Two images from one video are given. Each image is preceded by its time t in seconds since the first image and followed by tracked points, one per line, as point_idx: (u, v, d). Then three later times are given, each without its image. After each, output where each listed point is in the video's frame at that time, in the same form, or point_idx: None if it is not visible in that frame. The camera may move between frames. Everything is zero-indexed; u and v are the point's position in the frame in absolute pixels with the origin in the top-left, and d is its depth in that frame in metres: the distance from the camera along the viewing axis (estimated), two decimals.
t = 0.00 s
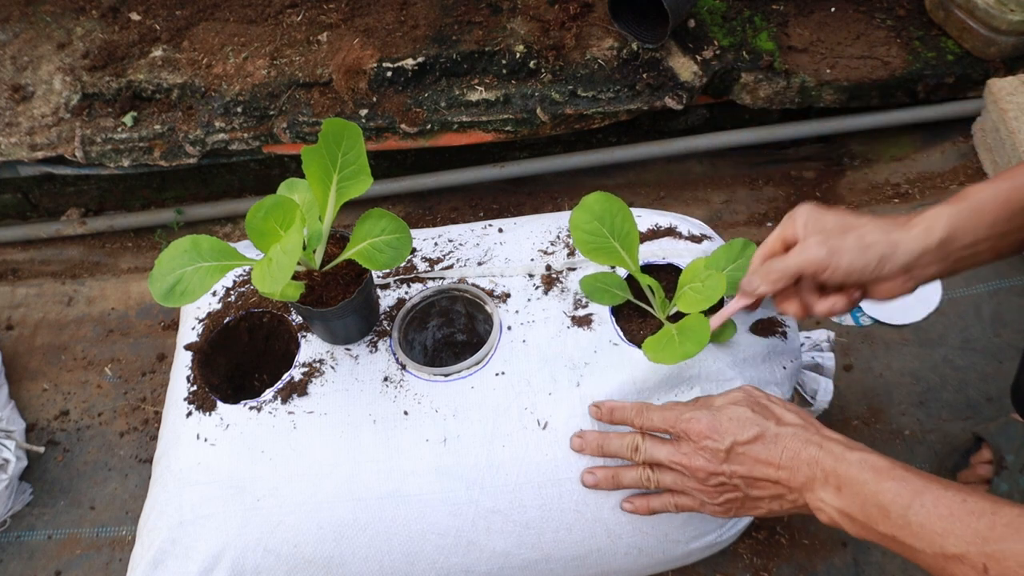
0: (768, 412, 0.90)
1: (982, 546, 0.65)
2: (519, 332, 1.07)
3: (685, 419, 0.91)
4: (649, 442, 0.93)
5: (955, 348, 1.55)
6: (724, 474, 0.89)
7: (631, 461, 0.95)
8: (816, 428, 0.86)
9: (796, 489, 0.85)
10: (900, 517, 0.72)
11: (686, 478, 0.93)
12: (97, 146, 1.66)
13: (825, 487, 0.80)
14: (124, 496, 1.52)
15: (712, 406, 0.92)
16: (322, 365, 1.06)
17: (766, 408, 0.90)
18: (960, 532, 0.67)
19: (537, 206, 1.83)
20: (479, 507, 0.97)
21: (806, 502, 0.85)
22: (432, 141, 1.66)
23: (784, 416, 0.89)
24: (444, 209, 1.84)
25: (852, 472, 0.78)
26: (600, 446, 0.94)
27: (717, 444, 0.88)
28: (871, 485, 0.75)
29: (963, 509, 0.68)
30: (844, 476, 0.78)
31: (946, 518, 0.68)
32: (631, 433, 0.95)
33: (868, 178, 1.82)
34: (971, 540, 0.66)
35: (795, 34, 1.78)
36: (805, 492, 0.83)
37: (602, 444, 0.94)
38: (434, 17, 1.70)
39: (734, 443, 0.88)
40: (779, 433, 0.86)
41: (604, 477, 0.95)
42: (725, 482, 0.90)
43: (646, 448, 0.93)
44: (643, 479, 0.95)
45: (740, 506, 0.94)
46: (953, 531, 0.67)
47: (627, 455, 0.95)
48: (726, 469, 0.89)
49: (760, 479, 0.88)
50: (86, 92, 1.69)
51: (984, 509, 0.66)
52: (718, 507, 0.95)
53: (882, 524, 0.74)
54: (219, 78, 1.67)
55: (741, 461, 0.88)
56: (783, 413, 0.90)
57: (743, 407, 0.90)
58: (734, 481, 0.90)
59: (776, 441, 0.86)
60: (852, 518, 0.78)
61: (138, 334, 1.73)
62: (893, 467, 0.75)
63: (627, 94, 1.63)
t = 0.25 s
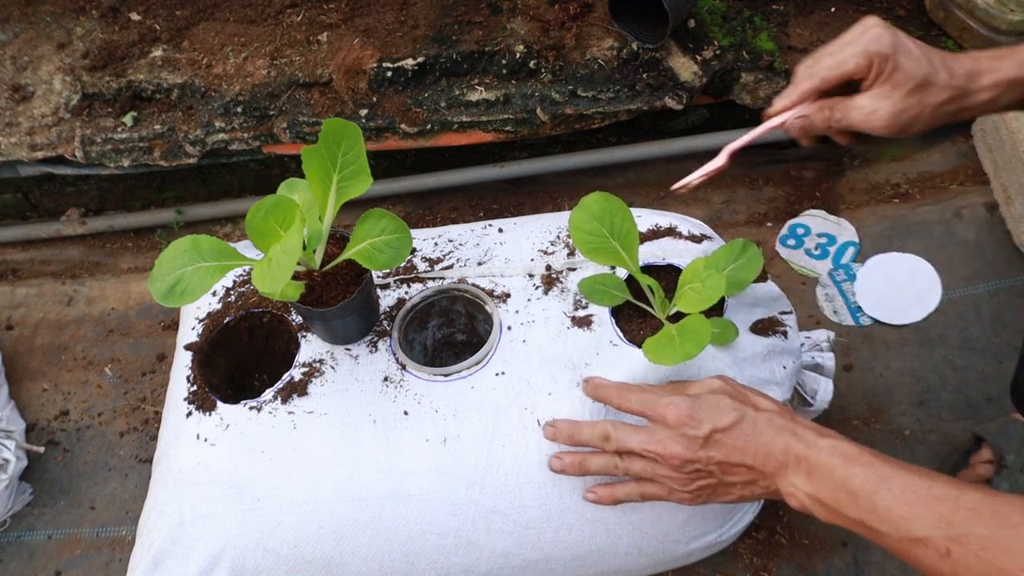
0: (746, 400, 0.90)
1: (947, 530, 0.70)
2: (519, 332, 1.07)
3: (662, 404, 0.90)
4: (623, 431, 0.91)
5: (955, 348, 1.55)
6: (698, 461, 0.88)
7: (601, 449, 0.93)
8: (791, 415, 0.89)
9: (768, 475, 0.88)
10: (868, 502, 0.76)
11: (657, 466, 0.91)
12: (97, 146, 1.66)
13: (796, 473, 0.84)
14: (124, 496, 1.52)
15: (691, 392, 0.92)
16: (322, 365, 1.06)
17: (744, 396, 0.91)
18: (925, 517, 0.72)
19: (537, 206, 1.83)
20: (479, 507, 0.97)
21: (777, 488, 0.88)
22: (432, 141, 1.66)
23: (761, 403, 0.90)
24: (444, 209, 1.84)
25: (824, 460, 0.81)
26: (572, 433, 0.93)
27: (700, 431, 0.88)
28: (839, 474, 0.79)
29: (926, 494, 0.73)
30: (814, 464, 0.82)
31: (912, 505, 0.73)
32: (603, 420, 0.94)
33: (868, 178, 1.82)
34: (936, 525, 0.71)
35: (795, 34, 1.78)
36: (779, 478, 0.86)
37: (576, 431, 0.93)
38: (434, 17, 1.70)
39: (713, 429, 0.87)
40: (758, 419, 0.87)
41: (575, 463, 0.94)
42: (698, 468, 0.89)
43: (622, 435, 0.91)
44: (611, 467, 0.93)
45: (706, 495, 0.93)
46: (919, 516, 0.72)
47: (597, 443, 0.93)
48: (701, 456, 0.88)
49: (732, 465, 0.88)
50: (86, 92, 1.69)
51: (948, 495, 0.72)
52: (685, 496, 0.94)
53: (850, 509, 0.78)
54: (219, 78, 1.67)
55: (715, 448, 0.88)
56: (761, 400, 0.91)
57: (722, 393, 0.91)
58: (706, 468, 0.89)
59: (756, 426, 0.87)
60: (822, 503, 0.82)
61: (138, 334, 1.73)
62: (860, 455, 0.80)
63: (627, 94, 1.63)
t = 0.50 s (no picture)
0: (719, 413, 0.91)
1: (923, 535, 0.67)
2: (519, 332, 1.07)
3: (636, 422, 0.92)
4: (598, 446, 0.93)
5: (955, 348, 1.55)
6: (674, 476, 0.89)
7: (582, 464, 0.95)
8: (764, 427, 0.88)
9: (746, 487, 0.86)
10: (846, 511, 0.74)
11: (638, 480, 0.93)
12: (97, 146, 1.66)
13: (774, 486, 0.83)
14: (124, 496, 1.52)
15: (664, 407, 0.93)
16: (322, 365, 1.06)
17: (718, 410, 0.91)
18: (901, 524, 0.69)
19: (537, 206, 1.83)
20: (479, 507, 0.97)
21: (757, 500, 0.86)
22: (432, 141, 1.66)
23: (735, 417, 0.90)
24: (444, 208, 1.84)
25: (800, 470, 0.80)
26: (551, 448, 0.94)
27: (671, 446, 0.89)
28: (816, 483, 0.78)
29: (903, 500, 0.70)
30: (791, 474, 0.81)
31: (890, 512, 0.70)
32: (581, 436, 0.95)
33: (868, 178, 1.82)
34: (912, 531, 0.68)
35: (795, 35, 1.78)
36: (759, 489, 0.85)
37: (553, 448, 0.94)
38: (434, 17, 1.70)
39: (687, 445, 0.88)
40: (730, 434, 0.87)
41: (556, 478, 0.95)
42: (676, 483, 0.90)
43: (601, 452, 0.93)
44: (595, 481, 0.95)
45: (689, 506, 0.94)
46: (896, 522, 0.69)
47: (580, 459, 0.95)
48: (678, 471, 0.89)
49: (709, 479, 0.89)
50: (86, 92, 1.69)
51: (924, 500, 0.69)
52: (671, 508, 0.94)
53: (829, 518, 0.76)
54: (219, 78, 1.67)
55: (690, 462, 0.89)
56: (734, 414, 0.90)
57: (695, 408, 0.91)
58: (684, 482, 0.90)
59: (727, 441, 0.87)
60: (802, 514, 0.80)
61: (138, 334, 1.73)
62: (839, 464, 0.78)
63: (626, 94, 1.63)
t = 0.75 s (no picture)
0: (717, 415, 0.91)
1: (922, 542, 0.69)
2: (519, 332, 1.07)
3: (636, 420, 0.92)
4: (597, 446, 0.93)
5: (955, 348, 1.55)
6: (671, 477, 0.89)
7: (583, 463, 0.95)
8: (762, 430, 0.88)
9: (742, 490, 0.86)
10: (844, 517, 0.75)
11: (635, 480, 0.93)
12: (97, 146, 1.66)
13: (771, 490, 0.83)
14: (124, 496, 1.52)
15: (664, 407, 0.93)
16: (322, 365, 1.06)
17: (716, 413, 0.91)
18: (901, 531, 0.70)
19: (537, 206, 1.83)
20: (479, 507, 0.97)
21: (754, 503, 0.86)
22: (432, 141, 1.66)
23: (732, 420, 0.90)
24: (444, 209, 1.84)
25: (798, 474, 0.80)
26: (553, 447, 0.95)
27: (666, 445, 0.89)
28: (815, 488, 0.78)
29: (902, 506, 0.72)
30: (789, 478, 0.81)
31: (888, 519, 0.72)
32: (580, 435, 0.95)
33: (868, 178, 1.82)
34: (910, 539, 0.70)
35: (795, 35, 1.78)
36: (755, 492, 0.85)
37: (553, 447, 0.94)
38: (434, 17, 1.70)
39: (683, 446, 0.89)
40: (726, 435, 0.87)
41: (557, 478, 0.95)
42: (673, 483, 0.90)
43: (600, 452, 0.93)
44: (596, 481, 0.95)
45: (687, 509, 0.94)
46: (895, 528, 0.71)
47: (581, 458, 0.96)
48: (674, 471, 0.89)
49: (707, 481, 0.89)
50: (86, 92, 1.69)
51: (924, 506, 0.71)
52: (669, 511, 0.94)
53: (827, 523, 0.77)
54: (219, 78, 1.67)
55: (686, 462, 0.89)
56: (731, 416, 0.90)
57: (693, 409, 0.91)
58: (681, 483, 0.90)
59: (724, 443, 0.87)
60: (798, 518, 0.81)
61: (138, 334, 1.73)
62: (834, 468, 0.79)
63: (626, 94, 1.63)
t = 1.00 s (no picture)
0: (717, 412, 0.91)
1: (924, 538, 0.69)
2: (519, 332, 1.07)
3: (636, 417, 0.92)
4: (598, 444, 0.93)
5: (955, 348, 1.55)
6: (671, 474, 0.89)
7: (584, 461, 0.95)
8: (762, 427, 0.88)
9: (742, 488, 0.86)
10: (845, 513, 0.75)
11: (636, 478, 0.93)
12: (97, 146, 1.66)
13: (772, 486, 0.83)
14: (124, 496, 1.52)
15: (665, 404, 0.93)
16: (322, 365, 1.06)
17: (716, 409, 0.91)
18: (902, 527, 0.70)
19: (537, 206, 1.83)
20: (479, 507, 0.97)
21: (754, 500, 0.86)
22: (432, 141, 1.66)
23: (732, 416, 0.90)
24: (444, 209, 1.84)
25: (799, 471, 0.80)
26: (553, 445, 0.94)
27: (666, 442, 0.89)
28: (817, 485, 0.78)
29: (904, 502, 0.72)
30: (789, 474, 0.81)
31: (890, 515, 0.72)
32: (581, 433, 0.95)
33: (868, 178, 1.82)
34: (912, 536, 0.70)
35: (795, 34, 1.78)
36: (756, 490, 0.85)
37: (554, 445, 0.94)
38: (434, 17, 1.70)
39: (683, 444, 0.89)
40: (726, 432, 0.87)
41: (558, 476, 0.95)
42: (674, 481, 0.90)
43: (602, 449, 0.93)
44: (597, 480, 0.95)
45: (688, 507, 0.93)
46: (897, 525, 0.71)
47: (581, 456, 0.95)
48: (675, 467, 0.89)
49: (707, 478, 0.89)
50: (86, 92, 1.69)
51: (927, 502, 0.70)
52: (669, 509, 0.94)
53: (828, 519, 0.77)
54: (219, 78, 1.67)
55: (686, 459, 0.89)
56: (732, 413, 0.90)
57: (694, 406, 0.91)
58: (681, 481, 0.90)
59: (724, 440, 0.87)
60: (798, 514, 0.81)
61: (138, 334, 1.73)
62: (836, 465, 0.79)
63: (626, 94, 1.63)
